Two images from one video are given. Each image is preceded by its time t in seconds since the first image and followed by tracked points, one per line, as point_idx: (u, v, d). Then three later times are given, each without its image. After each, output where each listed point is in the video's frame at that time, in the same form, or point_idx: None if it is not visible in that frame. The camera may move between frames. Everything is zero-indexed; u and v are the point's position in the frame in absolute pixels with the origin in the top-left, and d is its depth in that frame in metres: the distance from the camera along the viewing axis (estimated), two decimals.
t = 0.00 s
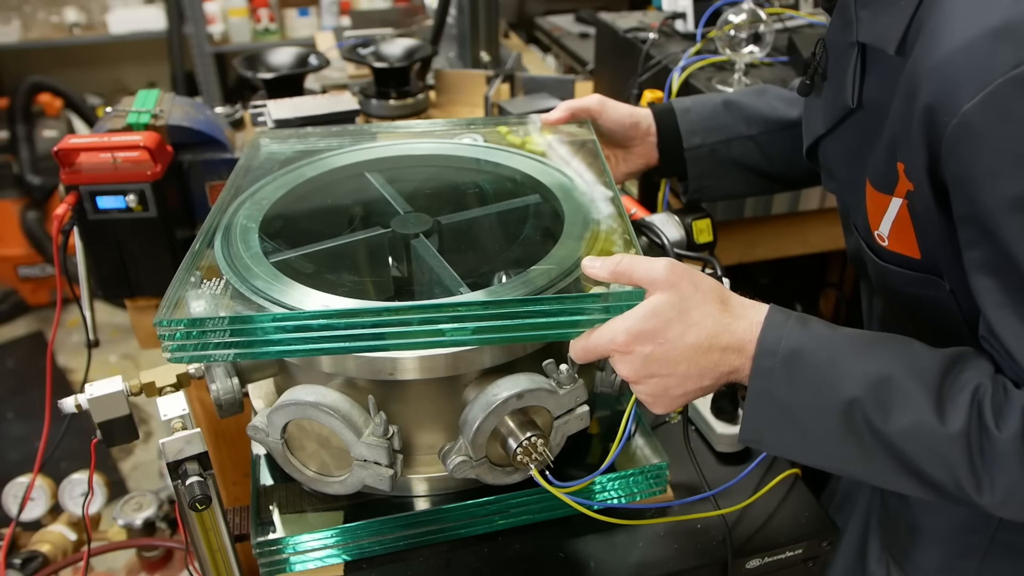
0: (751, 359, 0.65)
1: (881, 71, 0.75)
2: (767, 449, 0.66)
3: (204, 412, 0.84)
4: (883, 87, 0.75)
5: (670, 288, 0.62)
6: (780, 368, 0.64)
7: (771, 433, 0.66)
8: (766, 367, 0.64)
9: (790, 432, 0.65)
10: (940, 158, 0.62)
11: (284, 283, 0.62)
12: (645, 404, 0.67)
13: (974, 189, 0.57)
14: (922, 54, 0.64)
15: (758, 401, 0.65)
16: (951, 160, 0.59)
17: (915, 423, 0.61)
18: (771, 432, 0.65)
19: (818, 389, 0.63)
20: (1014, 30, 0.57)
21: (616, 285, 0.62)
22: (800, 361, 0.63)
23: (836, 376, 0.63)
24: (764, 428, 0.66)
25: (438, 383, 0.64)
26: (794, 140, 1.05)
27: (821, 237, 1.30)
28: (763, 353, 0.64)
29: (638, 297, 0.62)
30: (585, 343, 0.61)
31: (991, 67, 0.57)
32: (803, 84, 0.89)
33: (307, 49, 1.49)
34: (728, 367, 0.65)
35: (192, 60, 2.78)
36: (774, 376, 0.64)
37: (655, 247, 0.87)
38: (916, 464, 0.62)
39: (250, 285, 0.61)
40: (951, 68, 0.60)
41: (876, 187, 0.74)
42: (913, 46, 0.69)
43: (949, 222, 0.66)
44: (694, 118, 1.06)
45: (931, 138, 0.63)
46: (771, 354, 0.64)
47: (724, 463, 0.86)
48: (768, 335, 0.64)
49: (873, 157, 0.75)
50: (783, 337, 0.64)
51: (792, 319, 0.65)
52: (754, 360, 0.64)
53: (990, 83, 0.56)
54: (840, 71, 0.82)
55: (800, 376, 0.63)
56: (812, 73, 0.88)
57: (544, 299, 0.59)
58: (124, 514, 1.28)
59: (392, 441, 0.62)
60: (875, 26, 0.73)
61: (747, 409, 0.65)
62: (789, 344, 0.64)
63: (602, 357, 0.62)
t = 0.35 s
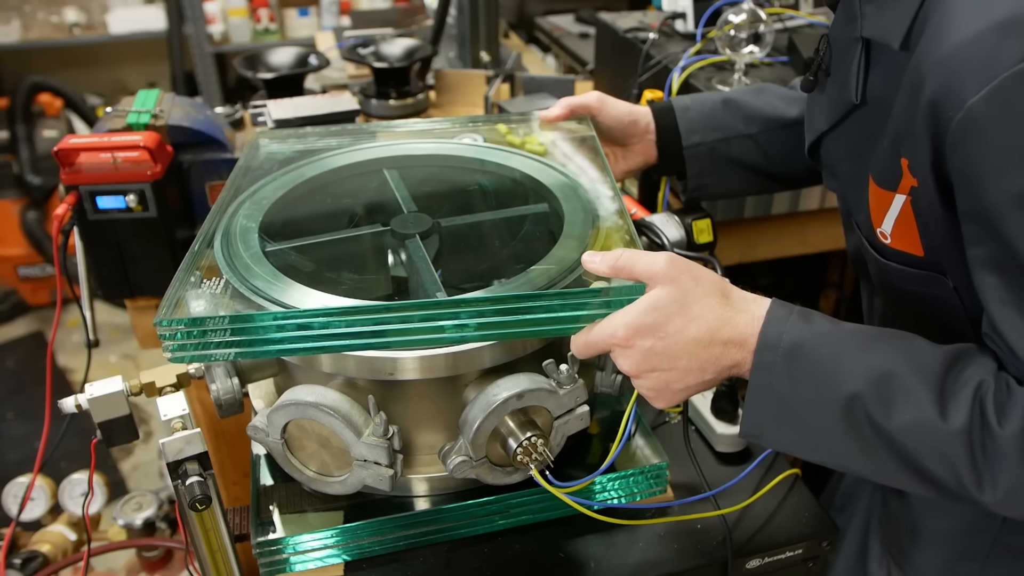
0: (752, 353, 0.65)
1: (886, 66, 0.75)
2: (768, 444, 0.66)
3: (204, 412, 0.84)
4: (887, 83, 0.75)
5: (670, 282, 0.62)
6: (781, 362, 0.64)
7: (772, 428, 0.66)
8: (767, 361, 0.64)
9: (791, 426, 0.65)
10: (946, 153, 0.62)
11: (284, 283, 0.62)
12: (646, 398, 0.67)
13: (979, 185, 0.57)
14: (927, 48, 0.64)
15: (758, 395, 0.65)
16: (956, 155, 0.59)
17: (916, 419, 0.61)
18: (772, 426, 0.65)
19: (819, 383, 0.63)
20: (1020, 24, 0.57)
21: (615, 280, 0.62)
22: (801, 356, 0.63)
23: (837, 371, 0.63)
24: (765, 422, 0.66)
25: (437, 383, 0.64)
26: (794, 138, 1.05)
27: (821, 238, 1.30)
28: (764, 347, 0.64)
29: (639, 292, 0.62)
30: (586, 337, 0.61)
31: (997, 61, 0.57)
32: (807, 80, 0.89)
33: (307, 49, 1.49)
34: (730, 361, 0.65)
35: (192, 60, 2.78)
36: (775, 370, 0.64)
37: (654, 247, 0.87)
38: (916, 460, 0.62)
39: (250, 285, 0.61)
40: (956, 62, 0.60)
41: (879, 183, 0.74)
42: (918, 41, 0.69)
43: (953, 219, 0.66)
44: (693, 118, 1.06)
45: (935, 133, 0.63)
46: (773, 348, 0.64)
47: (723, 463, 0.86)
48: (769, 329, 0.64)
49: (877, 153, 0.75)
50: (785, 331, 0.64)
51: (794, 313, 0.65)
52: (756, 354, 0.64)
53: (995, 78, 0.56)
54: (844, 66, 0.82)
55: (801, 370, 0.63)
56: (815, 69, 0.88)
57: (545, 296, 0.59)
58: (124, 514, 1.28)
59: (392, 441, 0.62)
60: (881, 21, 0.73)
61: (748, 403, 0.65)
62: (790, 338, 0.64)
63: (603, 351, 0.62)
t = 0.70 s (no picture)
0: (753, 353, 0.65)
1: (888, 67, 0.75)
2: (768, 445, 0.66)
3: (204, 412, 0.84)
4: (888, 84, 0.75)
5: (670, 282, 0.62)
6: (782, 363, 0.64)
7: (773, 429, 0.66)
8: (768, 362, 0.64)
9: (792, 427, 0.65)
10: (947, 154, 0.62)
11: (284, 283, 0.62)
12: (646, 398, 0.67)
13: (980, 186, 0.57)
14: (929, 49, 0.64)
15: (759, 395, 0.65)
16: (958, 155, 0.59)
17: (916, 421, 0.61)
18: (772, 428, 0.66)
19: (819, 384, 0.63)
20: (1021, 24, 0.57)
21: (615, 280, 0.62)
22: (801, 357, 0.63)
23: (837, 372, 0.63)
24: (764, 423, 0.66)
25: (437, 383, 0.64)
26: (793, 140, 1.05)
27: (821, 238, 1.30)
28: (764, 348, 0.64)
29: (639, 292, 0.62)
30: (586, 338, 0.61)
31: (999, 62, 0.57)
32: (809, 81, 0.90)
33: (307, 49, 1.49)
34: (731, 361, 0.65)
35: (192, 60, 2.78)
36: (776, 371, 0.64)
37: (655, 247, 0.87)
38: (916, 462, 0.62)
39: (250, 285, 0.61)
40: (958, 62, 0.60)
41: (879, 184, 0.74)
42: (919, 42, 0.69)
43: (954, 220, 0.66)
44: (693, 119, 1.06)
45: (937, 133, 0.63)
46: (773, 349, 0.64)
47: (723, 463, 0.86)
48: (769, 330, 0.64)
49: (878, 154, 0.75)
50: (785, 332, 0.64)
51: (794, 314, 0.65)
52: (756, 355, 0.64)
53: (997, 78, 0.57)
54: (845, 67, 0.82)
55: (801, 371, 0.63)
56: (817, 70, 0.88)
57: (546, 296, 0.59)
58: (124, 514, 1.28)
59: (392, 441, 0.62)
60: (882, 22, 0.73)
61: (748, 404, 0.66)
62: (791, 339, 0.64)
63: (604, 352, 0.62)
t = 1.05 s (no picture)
0: (752, 366, 0.65)
1: (891, 71, 0.75)
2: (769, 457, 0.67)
3: (204, 412, 0.84)
4: (892, 87, 0.75)
5: (671, 296, 0.62)
6: (780, 375, 0.64)
7: (773, 441, 0.66)
8: (767, 375, 0.64)
9: (792, 439, 0.65)
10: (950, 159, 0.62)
11: (285, 283, 0.62)
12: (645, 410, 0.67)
13: (984, 191, 0.57)
14: (932, 53, 0.64)
15: (759, 408, 0.65)
16: (961, 160, 0.59)
17: (915, 430, 0.61)
18: (772, 441, 0.66)
19: (817, 396, 0.63)
20: None
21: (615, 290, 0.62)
22: (799, 369, 0.63)
23: (835, 383, 0.63)
24: (765, 436, 0.66)
25: (438, 383, 0.64)
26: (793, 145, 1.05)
27: (821, 238, 1.30)
28: (763, 361, 0.64)
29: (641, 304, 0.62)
30: (587, 347, 0.61)
31: (1002, 68, 0.57)
32: (812, 83, 0.89)
33: (307, 49, 1.49)
34: (729, 375, 0.65)
35: (192, 60, 2.78)
36: (775, 384, 0.64)
37: (655, 246, 0.87)
38: (916, 470, 0.62)
39: (251, 286, 0.61)
40: (962, 68, 0.60)
41: (882, 188, 0.74)
42: (923, 45, 0.69)
43: (957, 223, 0.66)
44: (693, 120, 1.06)
45: (944, 138, 0.63)
46: (771, 362, 0.64)
47: (723, 463, 0.86)
48: (767, 343, 0.64)
49: (881, 158, 0.75)
50: (783, 345, 0.64)
51: (792, 327, 0.65)
52: (755, 369, 0.64)
53: (1000, 84, 0.56)
54: (848, 71, 0.82)
55: (800, 383, 0.63)
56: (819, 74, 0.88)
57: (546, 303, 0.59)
58: (124, 514, 1.28)
59: (392, 440, 0.62)
60: (885, 25, 0.73)
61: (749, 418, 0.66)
62: (789, 351, 0.64)
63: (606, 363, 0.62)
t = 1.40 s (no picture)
0: (774, 357, 0.64)
1: None
2: (802, 451, 0.66)
3: (204, 412, 0.85)
4: (988, 6, 0.72)
5: (680, 291, 0.62)
6: (806, 363, 0.63)
7: (805, 434, 0.65)
8: (791, 364, 0.63)
9: (825, 430, 0.64)
10: None
11: (285, 283, 0.62)
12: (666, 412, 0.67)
13: None
14: None
15: (787, 401, 0.64)
16: None
17: (953, 403, 0.60)
18: (804, 434, 0.65)
19: (846, 380, 0.63)
20: None
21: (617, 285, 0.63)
22: (824, 354, 0.63)
23: (863, 364, 0.62)
24: (796, 429, 0.65)
25: (437, 383, 0.64)
26: (805, 133, 1.05)
27: (821, 237, 1.30)
28: (786, 350, 0.64)
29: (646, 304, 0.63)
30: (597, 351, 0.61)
31: None
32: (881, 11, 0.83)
33: (307, 49, 1.49)
34: (749, 368, 0.64)
35: (192, 60, 2.78)
36: (801, 372, 0.63)
37: (655, 247, 0.87)
38: (958, 445, 0.61)
39: (251, 286, 0.61)
40: None
41: (958, 121, 0.73)
42: None
43: None
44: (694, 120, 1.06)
45: None
46: (794, 350, 0.63)
47: (723, 463, 0.86)
48: (787, 331, 0.64)
49: (964, 87, 0.73)
50: (804, 331, 0.64)
51: (810, 313, 0.65)
52: (778, 358, 0.64)
53: None
54: None
55: (826, 369, 0.63)
56: None
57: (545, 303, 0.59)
58: (124, 514, 1.28)
59: (392, 441, 0.62)
60: None
61: (777, 411, 0.65)
62: (812, 336, 0.63)
63: (617, 365, 0.62)
